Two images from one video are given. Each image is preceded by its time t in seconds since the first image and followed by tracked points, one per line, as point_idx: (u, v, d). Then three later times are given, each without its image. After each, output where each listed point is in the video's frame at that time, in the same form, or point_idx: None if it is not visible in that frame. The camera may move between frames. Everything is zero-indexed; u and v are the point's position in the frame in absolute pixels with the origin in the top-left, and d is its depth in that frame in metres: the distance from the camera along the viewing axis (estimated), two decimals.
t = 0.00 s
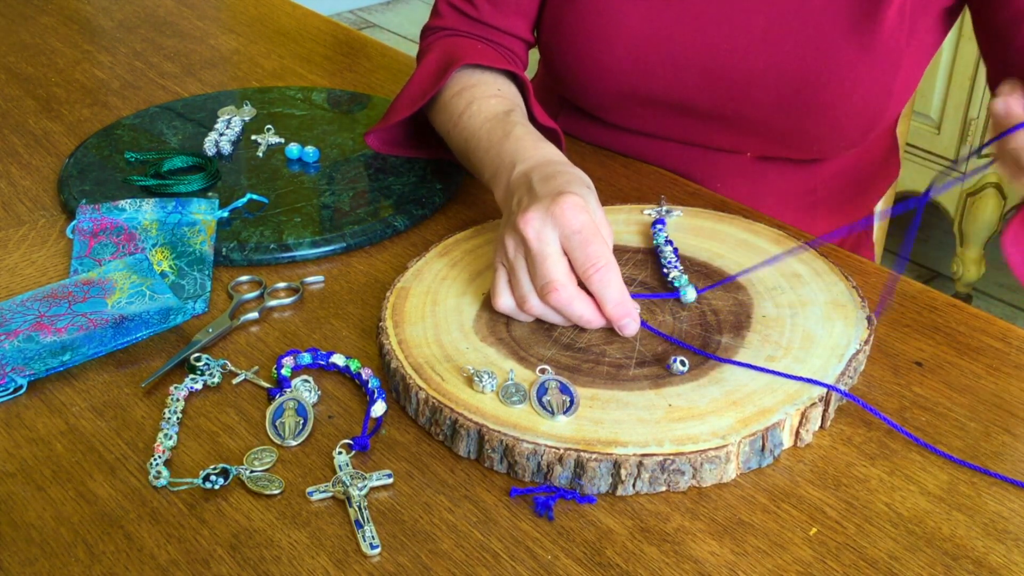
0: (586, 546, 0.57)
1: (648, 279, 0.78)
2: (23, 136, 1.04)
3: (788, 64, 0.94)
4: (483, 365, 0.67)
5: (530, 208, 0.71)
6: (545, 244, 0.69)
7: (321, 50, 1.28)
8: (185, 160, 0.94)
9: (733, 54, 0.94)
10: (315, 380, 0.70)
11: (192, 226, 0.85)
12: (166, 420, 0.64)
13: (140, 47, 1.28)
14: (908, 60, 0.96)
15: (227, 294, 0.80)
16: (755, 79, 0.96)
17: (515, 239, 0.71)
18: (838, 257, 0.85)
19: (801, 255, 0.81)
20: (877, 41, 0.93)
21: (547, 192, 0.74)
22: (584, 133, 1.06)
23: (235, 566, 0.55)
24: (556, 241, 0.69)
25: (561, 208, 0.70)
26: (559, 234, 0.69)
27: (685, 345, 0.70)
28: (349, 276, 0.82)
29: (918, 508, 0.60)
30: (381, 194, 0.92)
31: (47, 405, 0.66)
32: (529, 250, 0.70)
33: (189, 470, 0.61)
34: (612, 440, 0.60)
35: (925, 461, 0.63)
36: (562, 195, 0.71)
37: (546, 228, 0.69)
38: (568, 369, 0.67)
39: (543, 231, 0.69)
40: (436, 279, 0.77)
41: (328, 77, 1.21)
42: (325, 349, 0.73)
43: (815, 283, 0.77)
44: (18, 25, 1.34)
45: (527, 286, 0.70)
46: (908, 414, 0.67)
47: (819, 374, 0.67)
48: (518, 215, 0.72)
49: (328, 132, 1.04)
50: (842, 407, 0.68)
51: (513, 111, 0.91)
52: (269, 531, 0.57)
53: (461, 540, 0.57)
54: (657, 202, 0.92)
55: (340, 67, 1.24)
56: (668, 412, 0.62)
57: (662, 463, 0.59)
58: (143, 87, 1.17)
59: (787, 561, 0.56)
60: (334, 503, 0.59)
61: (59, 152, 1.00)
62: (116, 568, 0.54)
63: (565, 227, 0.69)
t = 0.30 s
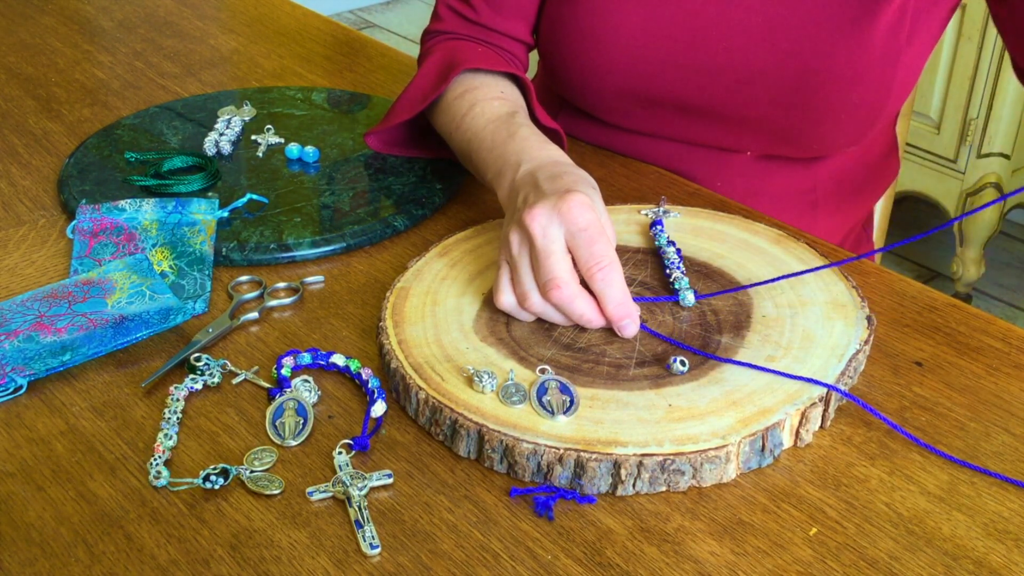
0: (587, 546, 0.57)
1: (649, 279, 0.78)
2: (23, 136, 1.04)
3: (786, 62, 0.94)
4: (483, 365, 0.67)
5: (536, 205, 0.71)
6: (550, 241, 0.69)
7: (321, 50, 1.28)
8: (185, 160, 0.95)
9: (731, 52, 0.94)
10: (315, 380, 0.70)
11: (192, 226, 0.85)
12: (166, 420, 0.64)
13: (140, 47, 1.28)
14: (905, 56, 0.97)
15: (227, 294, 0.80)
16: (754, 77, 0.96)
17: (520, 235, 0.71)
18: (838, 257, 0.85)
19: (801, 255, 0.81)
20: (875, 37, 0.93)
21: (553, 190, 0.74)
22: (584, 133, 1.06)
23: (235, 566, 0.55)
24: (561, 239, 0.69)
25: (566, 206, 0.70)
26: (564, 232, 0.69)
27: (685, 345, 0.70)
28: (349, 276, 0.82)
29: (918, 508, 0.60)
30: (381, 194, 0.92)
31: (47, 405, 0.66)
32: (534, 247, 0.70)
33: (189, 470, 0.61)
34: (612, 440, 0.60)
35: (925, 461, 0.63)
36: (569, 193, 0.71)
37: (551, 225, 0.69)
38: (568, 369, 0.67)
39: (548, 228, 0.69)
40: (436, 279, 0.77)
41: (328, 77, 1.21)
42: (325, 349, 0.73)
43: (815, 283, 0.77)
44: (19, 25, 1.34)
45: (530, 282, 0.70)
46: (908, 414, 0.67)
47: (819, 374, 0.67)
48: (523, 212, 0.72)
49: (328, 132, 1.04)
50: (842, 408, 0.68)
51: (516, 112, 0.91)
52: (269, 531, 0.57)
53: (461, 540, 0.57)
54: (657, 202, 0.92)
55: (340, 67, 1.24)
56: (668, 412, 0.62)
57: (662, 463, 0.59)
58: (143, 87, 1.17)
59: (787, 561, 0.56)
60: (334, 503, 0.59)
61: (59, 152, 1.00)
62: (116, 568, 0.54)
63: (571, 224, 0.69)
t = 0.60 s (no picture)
0: (587, 546, 0.57)
1: (648, 279, 0.78)
2: (23, 136, 1.04)
3: (785, 61, 0.94)
4: (483, 365, 0.67)
5: (536, 204, 0.71)
6: (549, 241, 0.69)
7: (321, 50, 1.28)
8: (185, 160, 0.95)
9: (731, 52, 0.94)
10: (315, 380, 0.70)
11: (192, 226, 0.85)
12: (166, 420, 0.64)
13: (140, 47, 1.28)
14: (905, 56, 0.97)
15: (227, 294, 0.80)
16: (753, 77, 0.96)
17: (519, 235, 0.71)
18: (838, 257, 0.85)
19: (801, 255, 0.81)
20: (873, 36, 0.93)
21: (553, 190, 0.74)
22: (584, 133, 1.06)
23: (235, 566, 0.55)
24: (560, 238, 0.69)
25: (566, 206, 0.70)
26: (564, 231, 0.69)
27: (685, 345, 0.70)
28: (349, 276, 0.82)
29: (918, 508, 0.60)
30: (381, 194, 0.92)
31: (47, 405, 0.66)
32: (534, 247, 0.70)
33: (189, 470, 0.61)
34: (612, 439, 0.60)
35: (924, 461, 0.63)
36: (569, 193, 0.71)
37: (551, 225, 0.69)
38: (568, 369, 0.67)
39: (548, 228, 0.69)
40: (436, 279, 0.77)
41: (328, 77, 1.21)
42: (325, 349, 0.73)
43: (815, 283, 0.77)
44: (19, 25, 1.34)
45: (529, 282, 0.70)
46: (908, 414, 0.67)
47: (819, 374, 0.67)
48: (523, 212, 0.72)
49: (328, 132, 1.04)
50: (842, 408, 0.68)
51: (516, 112, 0.91)
52: (269, 531, 0.57)
53: (461, 540, 0.57)
54: (657, 202, 0.92)
55: (340, 67, 1.24)
56: (668, 412, 0.62)
57: (662, 463, 0.59)
58: (143, 87, 1.17)
59: (787, 561, 0.56)
60: (334, 503, 0.59)
61: (59, 152, 1.00)
62: (116, 568, 0.54)
63: (570, 224, 0.69)
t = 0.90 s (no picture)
0: (587, 546, 0.57)
1: (648, 279, 0.78)
2: (23, 136, 1.04)
3: (786, 63, 0.95)
4: (483, 365, 0.67)
5: (536, 205, 0.71)
6: (549, 242, 0.69)
7: (321, 50, 1.28)
8: (185, 160, 0.94)
9: (732, 53, 0.95)
10: (315, 380, 0.70)
11: (192, 226, 0.85)
12: (166, 420, 0.64)
13: (140, 47, 1.28)
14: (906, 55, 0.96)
15: (227, 294, 0.80)
16: (754, 78, 0.96)
17: (519, 235, 0.71)
18: (838, 257, 0.85)
19: (801, 255, 0.81)
20: (875, 37, 0.93)
21: (552, 190, 0.74)
22: (584, 134, 1.06)
23: (235, 566, 0.55)
24: (560, 239, 0.69)
25: (566, 206, 0.70)
26: (564, 231, 0.69)
27: (685, 345, 0.70)
28: (349, 276, 0.82)
29: (918, 508, 0.60)
30: (381, 194, 0.92)
31: (47, 405, 0.66)
32: (534, 247, 0.70)
33: (189, 470, 0.61)
34: (612, 439, 0.60)
35: (925, 461, 0.63)
36: (569, 193, 0.71)
37: (551, 225, 0.70)
38: (568, 369, 0.67)
39: (548, 228, 0.69)
40: (436, 279, 0.77)
41: (328, 77, 1.21)
42: (325, 349, 0.73)
43: (815, 283, 0.77)
44: (19, 25, 1.34)
45: (529, 283, 0.70)
46: (909, 414, 0.67)
47: (819, 374, 0.67)
48: (523, 212, 0.72)
49: (328, 132, 1.04)
50: (842, 408, 0.68)
51: (516, 112, 0.91)
52: (269, 531, 0.57)
53: (461, 540, 0.57)
54: (657, 202, 0.92)
55: (339, 67, 1.24)
56: (668, 412, 0.62)
57: (662, 463, 0.59)
58: (143, 87, 1.17)
59: (787, 561, 0.56)
60: (334, 503, 0.59)
61: (59, 152, 1.00)
62: (116, 568, 0.54)
63: (570, 224, 0.69)
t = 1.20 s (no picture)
0: (587, 546, 0.57)
1: (648, 279, 0.78)
2: (23, 136, 1.04)
3: (785, 68, 0.94)
4: (483, 365, 0.67)
5: (534, 206, 0.71)
6: (548, 243, 0.69)
7: (321, 50, 1.28)
8: (185, 160, 0.94)
9: (731, 58, 0.94)
10: (315, 380, 0.70)
11: (192, 226, 0.85)
12: (166, 420, 0.64)
13: (140, 47, 1.28)
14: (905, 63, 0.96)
15: (227, 294, 0.80)
16: (754, 83, 0.95)
17: (518, 237, 0.72)
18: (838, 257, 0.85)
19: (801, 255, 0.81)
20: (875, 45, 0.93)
21: (550, 190, 0.74)
22: (584, 135, 1.06)
23: (235, 566, 0.55)
24: (559, 239, 0.70)
25: (564, 207, 0.70)
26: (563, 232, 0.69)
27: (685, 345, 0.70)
28: (349, 276, 0.82)
29: (918, 508, 0.60)
30: (381, 194, 0.92)
31: (47, 405, 0.66)
32: (532, 248, 0.70)
33: (189, 470, 0.61)
34: (612, 440, 0.60)
35: (925, 461, 0.63)
36: (567, 194, 0.71)
37: (549, 226, 0.70)
38: (568, 369, 0.67)
39: (546, 229, 0.70)
40: (436, 279, 0.77)
41: (328, 77, 1.21)
42: (325, 349, 0.73)
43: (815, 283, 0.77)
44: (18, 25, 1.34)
45: (529, 284, 0.70)
46: (908, 414, 0.67)
47: (819, 374, 0.67)
48: (522, 213, 0.72)
49: (328, 132, 1.04)
50: (842, 408, 0.68)
51: (515, 112, 0.91)
52: (269, 531, 0.57)
53: (461, 540, 0.57)
54: (658, 202, 0.92)
55: (339, 67, 1.24)
56: (668, 412, 0.62)
57: (662, 463, 0.59)
58: (143, 87, 1.17)
59: (787, 561, 0.56)
60: (334, 503, 0.59)
61: (59, 152, 1.00)
62: (116, 568, 0.54)
63: (568, 225, 0.69)
